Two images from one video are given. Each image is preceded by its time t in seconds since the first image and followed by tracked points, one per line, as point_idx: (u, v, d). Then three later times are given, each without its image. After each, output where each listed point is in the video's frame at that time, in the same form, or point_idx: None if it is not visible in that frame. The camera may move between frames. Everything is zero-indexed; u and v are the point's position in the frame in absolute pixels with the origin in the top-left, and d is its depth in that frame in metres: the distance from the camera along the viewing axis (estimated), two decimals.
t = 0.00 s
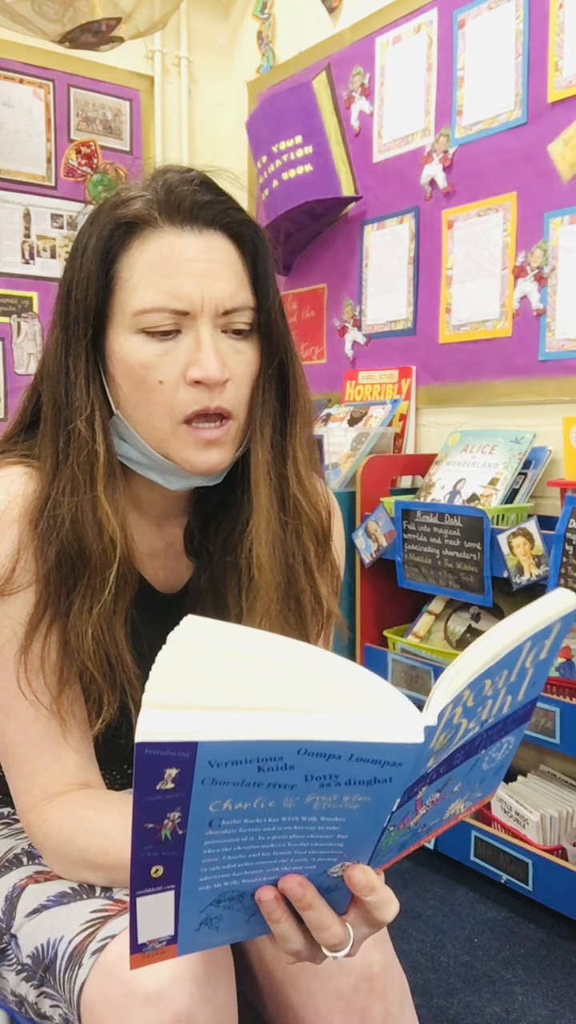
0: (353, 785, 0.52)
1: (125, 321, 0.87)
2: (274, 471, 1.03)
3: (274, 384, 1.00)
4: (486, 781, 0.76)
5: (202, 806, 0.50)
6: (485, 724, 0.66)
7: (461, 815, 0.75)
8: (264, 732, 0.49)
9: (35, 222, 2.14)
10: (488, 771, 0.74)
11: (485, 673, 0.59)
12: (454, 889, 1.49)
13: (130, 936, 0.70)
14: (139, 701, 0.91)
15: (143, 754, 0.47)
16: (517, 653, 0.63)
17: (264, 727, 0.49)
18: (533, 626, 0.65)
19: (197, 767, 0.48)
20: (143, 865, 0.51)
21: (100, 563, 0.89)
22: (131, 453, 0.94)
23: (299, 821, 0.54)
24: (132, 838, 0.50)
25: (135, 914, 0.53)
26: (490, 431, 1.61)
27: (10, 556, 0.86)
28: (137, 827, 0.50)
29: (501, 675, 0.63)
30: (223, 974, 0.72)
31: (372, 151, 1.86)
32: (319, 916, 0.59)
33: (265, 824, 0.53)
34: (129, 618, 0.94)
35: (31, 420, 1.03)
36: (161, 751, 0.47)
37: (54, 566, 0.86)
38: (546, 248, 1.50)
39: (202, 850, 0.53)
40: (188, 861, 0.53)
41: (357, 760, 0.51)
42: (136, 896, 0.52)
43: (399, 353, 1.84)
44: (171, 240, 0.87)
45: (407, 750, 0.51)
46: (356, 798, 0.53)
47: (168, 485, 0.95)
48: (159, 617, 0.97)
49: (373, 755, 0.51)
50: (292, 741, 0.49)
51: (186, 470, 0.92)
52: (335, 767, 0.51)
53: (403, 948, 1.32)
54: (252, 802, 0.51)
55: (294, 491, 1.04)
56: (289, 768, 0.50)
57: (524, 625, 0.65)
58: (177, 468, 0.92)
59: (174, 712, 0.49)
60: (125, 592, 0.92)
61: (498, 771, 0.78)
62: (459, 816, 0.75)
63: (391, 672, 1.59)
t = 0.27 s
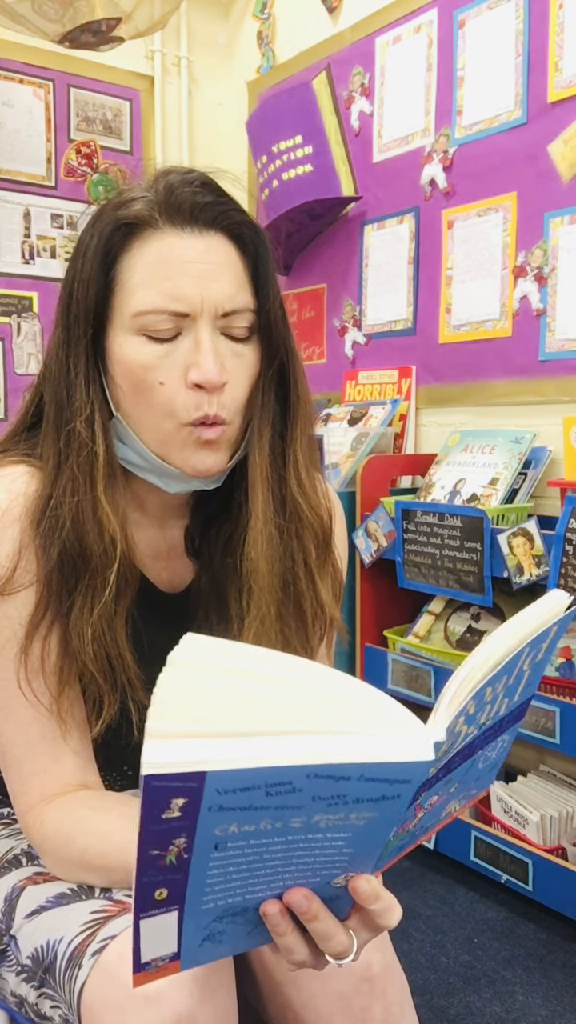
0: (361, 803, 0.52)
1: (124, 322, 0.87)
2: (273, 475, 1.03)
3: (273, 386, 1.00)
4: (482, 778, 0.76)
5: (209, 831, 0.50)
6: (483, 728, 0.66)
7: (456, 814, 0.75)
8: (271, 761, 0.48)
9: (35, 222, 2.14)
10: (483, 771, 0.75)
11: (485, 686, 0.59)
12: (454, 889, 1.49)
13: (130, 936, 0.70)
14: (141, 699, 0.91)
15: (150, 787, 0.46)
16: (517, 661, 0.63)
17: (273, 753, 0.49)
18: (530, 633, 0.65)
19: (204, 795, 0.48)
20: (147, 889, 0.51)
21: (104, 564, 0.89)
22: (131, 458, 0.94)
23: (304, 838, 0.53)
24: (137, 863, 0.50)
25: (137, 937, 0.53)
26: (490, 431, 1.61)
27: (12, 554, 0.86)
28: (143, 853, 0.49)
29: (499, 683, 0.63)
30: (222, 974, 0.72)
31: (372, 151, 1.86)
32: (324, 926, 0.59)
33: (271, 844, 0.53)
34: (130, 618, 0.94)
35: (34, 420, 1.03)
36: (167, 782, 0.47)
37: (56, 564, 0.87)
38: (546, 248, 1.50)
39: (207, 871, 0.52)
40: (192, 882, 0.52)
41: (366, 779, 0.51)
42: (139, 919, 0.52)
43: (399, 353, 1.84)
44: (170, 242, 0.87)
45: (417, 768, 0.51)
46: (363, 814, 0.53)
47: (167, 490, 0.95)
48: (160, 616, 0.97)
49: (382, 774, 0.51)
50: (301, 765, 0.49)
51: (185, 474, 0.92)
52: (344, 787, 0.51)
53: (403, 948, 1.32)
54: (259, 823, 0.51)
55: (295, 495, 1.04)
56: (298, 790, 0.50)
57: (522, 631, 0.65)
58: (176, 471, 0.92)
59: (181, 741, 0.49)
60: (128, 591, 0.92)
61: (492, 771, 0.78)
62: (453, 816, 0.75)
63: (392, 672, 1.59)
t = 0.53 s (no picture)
0: (369, 807, 0.52)
1: (119, 321, 0.87)
2: (268, 475, 1.03)
3: (268, 386, 1.00)
4: (478, 776, 0.76)
5: (217, 836, 0.50)
6: (483, 728, 0.66)
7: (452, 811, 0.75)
8: (283, 766, 0.48)
9: (35, 222, 2.14)
10: (479, 769, 0.74)
11: (492, 689, 0.59)
12: (454, 889, 1.49)
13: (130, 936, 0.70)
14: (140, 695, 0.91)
15: (161, 792, 0.46)
16: (518, 664, 0.63)
17: (281, 759, 0.49)
18: (532, 638, 0.65)
19: (214, 801, 0.48)
20: (152, 893, 0.51)
21: (99, 563, 0.89)
22: (126, 455, 0.94)
23: (311, 842, 0.53)
24: (144, 868, 0.49)
25: (142, 939, 0.53)
26: (489, 431, 1.61)
27: (12, 551, 0.86)
28: (150, 858, 0.49)
29: (503, 684, 0.63)
30: (223, 974, 0.72)
31: (372, 151, 1.86)
32: (327, 928, 0.59)
33: (277, 847, 0.53)
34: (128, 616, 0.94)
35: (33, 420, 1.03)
36: (179, 787, 0.46)
37: (56, 563, 0.87)
38: (547, 248, 1.50)
39: (213, 874, 0.52)
40: (197, 885, 0.52)
41: (377, 785, 0.51)
42: (144, 922, 0.52)
43: (399, 353, 1.84)
44: (164, 241, 0.87)
45: (427, 772, 0.51)
46: (371, 817, 0.53)
47: (162, 488, 0.95)
48: (159, 611, 0.97)
49: (392, 779, 0.51)
50: (312, 771, 0.48)
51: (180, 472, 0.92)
52: (354, 792, 0.51)
53: (403, 948, 1.32)
54: (267, 828, 0.51)
55: (287, 496, 1.03)
56: (308, 796, 0.50)
57: (525, 634, 0.65)
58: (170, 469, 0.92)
59: (192, 748, 0.49)
60: (126, 592, 0.92)
61: (486, 769, 0.78)
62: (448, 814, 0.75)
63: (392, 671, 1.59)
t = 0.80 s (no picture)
0: (369, 806, 0.52)
1: (118, 321, 0.87)
2: (267, 475, 1.03)
3: (268, 386, 1.00)
4: (480, 780, 0.76)
5: (216, 832, 0.50)
6: (485, 731, 0.66)
7: (453, 816, 0.75)
8: (284, 760, 0.48)
9: (35, 222, 2.14)
10: (481, 773, 0.74)
11: (492, 690, 0.59)
12: (454, 889, 1.49)
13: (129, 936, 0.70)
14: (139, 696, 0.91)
15: (160, 786, 0.46)
16: (520, 666, 0.63)
17: (278, 753, 0.49)
18: (535, 639, 0.65)
19: (214, 795, 0.48)
20: (150, 887, 0.50)
21: (98, 564, 0.89)
22: (127, 455, 0.94)
23: (310, 841, 0.53)
24: (141, 862, 0.49)
25: (138, 935, 0.53)
26: (489, 431, 1.61)
27: (12, 550, 0.86)
28: (149, 853, 0.49)
29: (504, 686, 0.63)
30: (223, 974, 0.72)
31: (372, 151, 1.86)
32: (325, 929, 0.59)
33: (275, 846, 0.53)
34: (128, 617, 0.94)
35: (33, 420, 1.03)
36: (176, 782, 0.46)
37: (56, 563, 0.87)
38: (546, 248, 1.50)
39: (212, 871, 0.52)
40: (196, 882, 0.52)
41: (376, 783, 0.51)
42: (141, 918, 0.52)
43: (399, 353, 1.84)
44: (163, 241, 0.87)
45: (427, 773, 0.51)
46: (370, 817, 0.53)
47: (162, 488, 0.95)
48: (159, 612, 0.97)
49: (393, 778, 0.51)
50: (312, 768, 0.48)
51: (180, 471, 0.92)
52: (354, 791, 0.51)
53: (403, 948, 1.32)
54: (266, 825, 0.51)
55: (287, 496, 1.03)
56: (307, 793, 0.50)
57: (526, 636, 0.65)
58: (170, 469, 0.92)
59: (193, 741, 0.48)
60: (125, 592, 0.92)
61: (489, 773, 0.78)
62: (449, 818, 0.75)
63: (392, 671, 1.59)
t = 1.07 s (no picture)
0: (337, 803, 0.51)
1: (115, 318, 0.87)
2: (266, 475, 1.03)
3: (266, 386, 1.00)
4: (465, 789, 0.76)
5: (183, 823, 0.50)
6: (466, 733, 0.65)
7: (440, 821, 0.75)
8: (248, 751, 0.48)
9: (35, 222, 2.14)
10: (466, 778, 0.74)
11: (469, 690, 0.59)
12: (454, 889, 1.49)
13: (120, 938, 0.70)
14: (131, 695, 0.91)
15: (123, 770, 0.47)
16: (500, 666, 0.63)
17: (241, 743, 0.48)
18: (515, 639, 0.65)
19: (178, 783, 0.48)
20: (119, 877, 0.51)
21: (91, 563, 0.89)
22: (123, 452, 0.94)
23: (280, 838, 0.53)
24: (110, 849, 0.50)
25: (109, 927, 0.53)
26: (489, 431, 1.61)
27: (5, 548, 0.86)
28: (115, 840, 0.49)
29: (484, 687, 0.62)
30: (213, 977, 0.72)
31: (372, 151, 1.86)
32: (298, 930, 0.59)
33: (246, 842, 0.52)
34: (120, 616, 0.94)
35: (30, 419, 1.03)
36: (139, 767, 0.47)
37: (49, 562, 0.87)
38: (546, 248, 1.50)
39: (181, 864, 0.52)
40: (166, 876, 0.52)
41: (343, 779, 0.50)
42: (111, 909, 0.52)
43: (399, 354, 1.84)
44: (162, 240, 0.87)
45: (395, 770, 0.50)
46: (340, 816, 0.53)
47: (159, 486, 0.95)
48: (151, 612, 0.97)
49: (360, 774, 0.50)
50: (276, 759, 0.48)
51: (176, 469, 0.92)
52: (321, 785, 0.50)
53: (403, 948, 1.32)
54: (234, 818, 0.50)
55: (286, 496, 1.03)
56: (273, 786, 0.49)
57: (506, 636, 0.65)
58: (167, 467, 0.92)
59: (156, 726, 0.49)
60: (120, 590, 0.92)
61: (477, 777, 0.77)
62: (437, 823, 0.74)
63: (392, 671, 1.59)
